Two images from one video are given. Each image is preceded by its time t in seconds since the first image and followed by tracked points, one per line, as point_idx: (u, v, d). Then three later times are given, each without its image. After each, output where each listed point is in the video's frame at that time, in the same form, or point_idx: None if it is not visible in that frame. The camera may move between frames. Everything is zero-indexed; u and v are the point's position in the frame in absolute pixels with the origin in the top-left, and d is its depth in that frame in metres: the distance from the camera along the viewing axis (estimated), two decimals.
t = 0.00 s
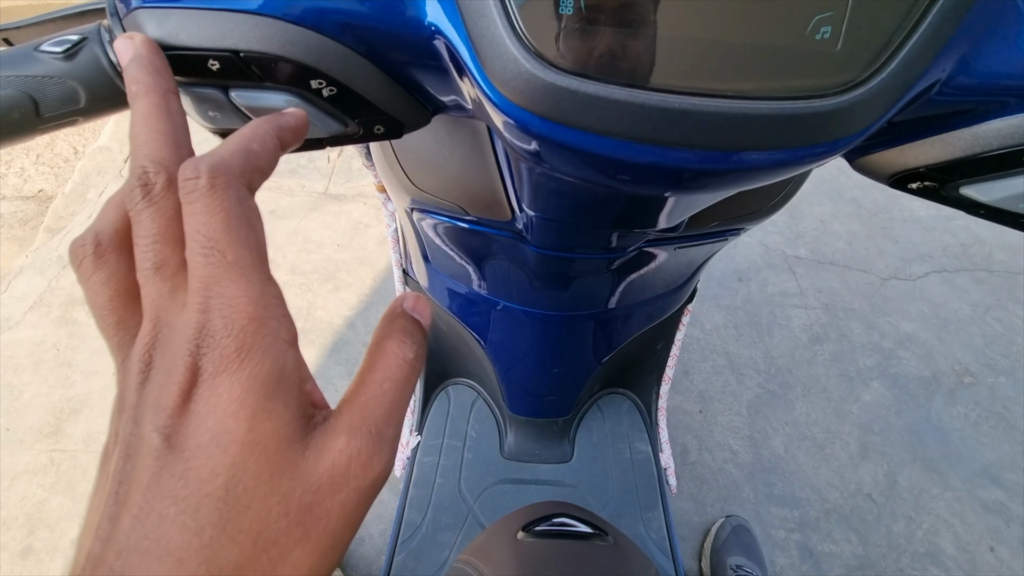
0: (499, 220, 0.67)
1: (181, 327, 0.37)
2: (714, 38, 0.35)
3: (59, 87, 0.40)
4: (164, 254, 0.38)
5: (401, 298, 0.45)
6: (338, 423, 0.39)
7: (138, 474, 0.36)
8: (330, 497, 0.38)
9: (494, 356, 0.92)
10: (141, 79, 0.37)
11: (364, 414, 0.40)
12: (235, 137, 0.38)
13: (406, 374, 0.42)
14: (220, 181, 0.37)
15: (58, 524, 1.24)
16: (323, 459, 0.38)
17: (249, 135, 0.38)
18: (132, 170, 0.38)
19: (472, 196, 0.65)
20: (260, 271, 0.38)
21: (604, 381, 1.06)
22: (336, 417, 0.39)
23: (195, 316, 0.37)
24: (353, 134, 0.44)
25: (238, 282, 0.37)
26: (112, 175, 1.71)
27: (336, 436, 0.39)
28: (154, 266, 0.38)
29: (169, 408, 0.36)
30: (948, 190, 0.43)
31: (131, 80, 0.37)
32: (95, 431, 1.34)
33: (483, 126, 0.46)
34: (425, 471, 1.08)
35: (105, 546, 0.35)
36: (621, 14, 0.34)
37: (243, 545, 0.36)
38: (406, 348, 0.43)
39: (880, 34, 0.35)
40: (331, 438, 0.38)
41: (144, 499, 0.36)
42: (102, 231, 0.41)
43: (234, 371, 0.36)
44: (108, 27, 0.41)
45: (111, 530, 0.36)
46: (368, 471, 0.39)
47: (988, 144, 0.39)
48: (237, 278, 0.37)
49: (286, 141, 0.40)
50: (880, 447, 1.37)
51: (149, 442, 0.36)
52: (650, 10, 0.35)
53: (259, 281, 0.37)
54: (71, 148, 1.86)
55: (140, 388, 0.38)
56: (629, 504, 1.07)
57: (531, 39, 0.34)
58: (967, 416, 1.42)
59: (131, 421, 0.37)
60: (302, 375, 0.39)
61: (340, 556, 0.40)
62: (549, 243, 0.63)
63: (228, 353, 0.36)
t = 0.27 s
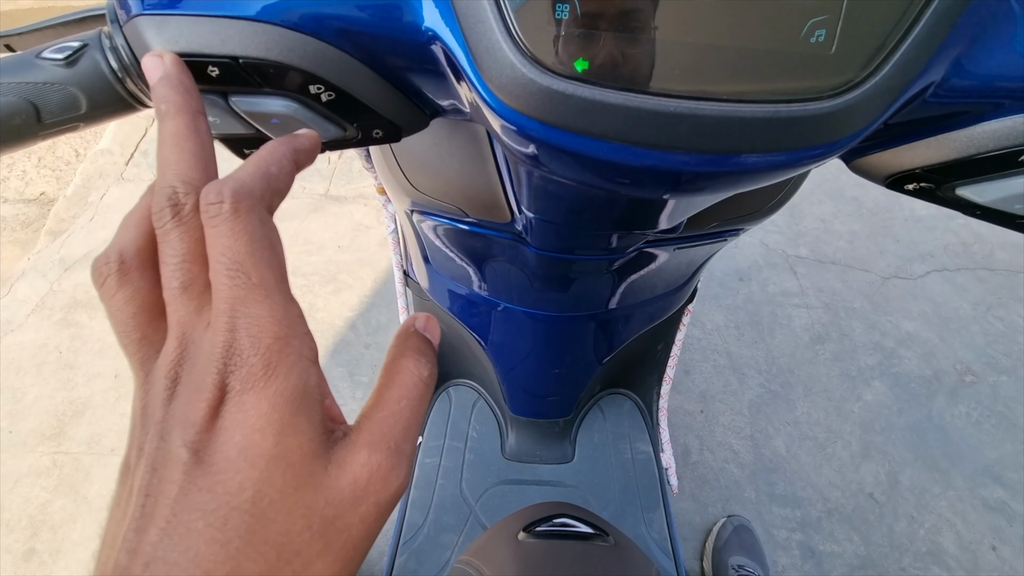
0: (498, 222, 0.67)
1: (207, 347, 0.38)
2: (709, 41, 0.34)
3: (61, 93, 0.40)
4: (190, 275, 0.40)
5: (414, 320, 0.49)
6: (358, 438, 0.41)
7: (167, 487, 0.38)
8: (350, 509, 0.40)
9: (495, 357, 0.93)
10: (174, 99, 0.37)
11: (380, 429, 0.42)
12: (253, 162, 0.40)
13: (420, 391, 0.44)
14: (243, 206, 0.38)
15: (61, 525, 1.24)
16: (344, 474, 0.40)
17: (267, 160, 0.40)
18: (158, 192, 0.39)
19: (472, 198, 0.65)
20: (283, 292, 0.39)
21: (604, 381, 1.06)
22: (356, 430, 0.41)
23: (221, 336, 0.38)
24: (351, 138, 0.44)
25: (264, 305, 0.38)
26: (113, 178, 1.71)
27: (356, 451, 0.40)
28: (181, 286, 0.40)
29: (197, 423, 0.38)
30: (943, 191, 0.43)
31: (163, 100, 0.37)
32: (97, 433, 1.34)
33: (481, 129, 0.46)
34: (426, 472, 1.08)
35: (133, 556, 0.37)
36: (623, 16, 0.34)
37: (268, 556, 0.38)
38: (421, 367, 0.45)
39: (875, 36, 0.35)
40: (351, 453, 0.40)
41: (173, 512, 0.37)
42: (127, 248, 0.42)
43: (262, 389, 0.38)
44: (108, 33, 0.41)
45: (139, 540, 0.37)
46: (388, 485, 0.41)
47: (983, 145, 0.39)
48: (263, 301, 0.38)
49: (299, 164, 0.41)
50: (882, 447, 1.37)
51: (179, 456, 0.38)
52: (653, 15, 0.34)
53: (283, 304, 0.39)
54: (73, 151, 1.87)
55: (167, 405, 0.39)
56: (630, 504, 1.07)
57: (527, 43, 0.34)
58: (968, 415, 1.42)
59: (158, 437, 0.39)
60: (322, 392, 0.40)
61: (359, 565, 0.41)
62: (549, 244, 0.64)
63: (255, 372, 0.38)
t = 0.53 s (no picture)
0: (499, 227, 0.67)
1: (232, 355, 0.39)
2: (706, 55, 0.35)
3: (69, 108, 0.41)
4: (212, 285, 0.40)
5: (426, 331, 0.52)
6: (372, 445, 0.42)
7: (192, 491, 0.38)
8: (365, 514, 0.41)
9: (496, 360, 0.93)
10: (184, 115, 0.38)
11: (393, 436, 0.43)
12: (276, 177, 0.40)
13: (430, 401, 0.46)
14: (268, 223, 0.39)
15: (65, 528, 1.25)
16: (361, 480, 0.41)
17: (289, 176, 0.40)
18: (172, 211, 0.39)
19: (472, 204, 0.66)
20: (305, 303, 0.40)
21: (605, 383, 1.07)
22: (370, 437, 0.42)
23: (247, 344, 0.39)
24: (354, 149, 0.45)
25: (288, 316, 0.39)
26: (115, 181, 1.72)
27: (370, 458, 0.41)
28: (200, 298, 0.40)
29: (221, 428, 0.38)
30: (937, 199, 0.44)
31: (175, 118, 0.38)
32: (100, 436, 1.35)
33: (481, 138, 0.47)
34: (427, 474, 1.08)
35: (157, 554, 0.38)
36: (621, 29, 0.35)
37: (288, 558, 0.38)
38: (432, 378, 0.47)
39: (867, 50, 0.35)
40: (366, 459, 0.41)
41: (196, 513, 0.38)
42: (154, 256, 0.42)
43: (286, 397, 0.39)
44: (116, 48, 0.42)
45: (163, 539, 0.38)
46: (399, 491, 0.42)
47: (977, 155, 0.40)
48: (287, 312, 0.39)
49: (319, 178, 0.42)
50: (882, 447, 1.38)
51: (203, 460, 0.38)
52: (650, 22, 0.35)
53: (306, 315, 0.40)
54: (74, 155, 1.88)
55: (190, 411, 0.39)
56: (631, 506, 1.07)
57: (525, 58, 0.34)
58: (968, 415, 1.42)
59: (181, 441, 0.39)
60: (340, 401, 0.41)
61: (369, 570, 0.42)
62: (549, 249, 0.64)
63: (280, 379, 0.39)
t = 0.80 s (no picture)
0: (498, 228, 0.67)
1: (242, 355, 0.39)
2: (703, 56, 0.35)
3: (66, 112, 0.41)
4: (221, 286, 0.40)
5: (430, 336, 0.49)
6: (378, 445, 0.42)
7: (200, 489, 0.38)
8: (371, 514, 0.40)
9: (496, 360, 0.93)
10: (183, 118, 0.38)
11: (399, 437, 0.43)
12: (286, 180, 0.41)
13: (436, 404, 0.46)
14: (279, 226, 0.39)
15: (65, 530, 1.25)
16: (367, 480, 0.40)
17: (299, 179, 0.41)
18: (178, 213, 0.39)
19: (471, 205, 0.66)
20: (313, 304, 0.40)
21: (605, 383, 1.07)
22: (377, 438, 0.42)
23: (257, 343, 0.39)
24: (352, 150, 0.45)
25: (298, 317, 0.39)
26: (115, 183, 1.72)
27: (376, 458, 0.41)
28: (209, 299, 0.39)
29: (231, 427, 0.38)
30: (936, 199, 0.44)
31: (174, 121, 0.38)
32: (101, 438, 1.35)
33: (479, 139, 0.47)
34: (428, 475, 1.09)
35: (164, 551, 0.38)
36: (619, 27, 0.35)
37: (294, 558, 0.38)
38: (438, 381, 0.47)
39: (864, 50, 0.35)
40: (372, 460, 0.41)
41: (204, 511, 0.38)
42: (163, 257, 0.42)
43: (295, 396, 0.39)
44: (112, 51, 0.42)
45: (171, 536, 0.38)
46: (404, 492, 0.42)
47: (974, 154, 0.40)
48: (297, 313, 0.39)
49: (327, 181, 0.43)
50: (883, 446, 1.38)
51: (212, 459, 0.38)
52: (648, 21, 0.35)
53: (315, 316, 0.40)
54: (75, 157, 1.88)
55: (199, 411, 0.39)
56: (632, 505, 1.07)
57: (522, 59, 0.34)
58: (969, 414, 1.42)
59: (190, 439, 0.39)
60: (348, 401, 0.41)
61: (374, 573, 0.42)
62: (548, 250, 0.64)
63: (289, 378, 0.39)
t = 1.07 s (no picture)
0: (498, 228, 0.67)
1: (227, 350, 0.40)
2: (703, 54, 0.35)
3: (63, 110, 0.41)
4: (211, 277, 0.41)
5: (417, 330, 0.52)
6: (363, 441, 0.43)
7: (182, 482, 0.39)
8: (353, 509, 0.42)
9: (496, 360, 0.93)
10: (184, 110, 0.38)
11: (383, 433, 0.44)
12: (286, 176, 0.42)
13: (422, 399, 0.47)
14: (272, 218, 0.40)
15: (65, 531, 1.25)
16: (349, 476, 0.41)
17: (299, 178, 0.42)
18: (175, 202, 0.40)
19: (470, 204, 0.66)
20: (299, 300, 0.41)
21: (604, 383, 1.07)
22: (360, 434, 0.43)
23: (242, 339, 0.39)
24: (350, 149, 0.45)
25: (282, 312, 0.40)
26: (114, 183, 1.72)
27: (360, 454, 0.42)
28: (197, 290, 0.40)
29: (214, 421, 0.40)
30: (937, 198, 0.44)
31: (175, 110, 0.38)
32: (100, 439, 1.35)
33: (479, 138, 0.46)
34: (428, 475, 1.08)
35: (147, 540, 0.39)
36: (618, 24, 0.35)
37: (272, 549, 0.39)
38: (424, 376, 0.48)
39: (865, 47, 0.35)
40: (356, 456, 0.42)
41: (184, 504, 0.39)
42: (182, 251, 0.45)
43: (277, 393, 0.39)
44: (110, 49, 0.41)
45: (153, 525, 0.40)
46: (389, 488, 0.43)
47: (975, 153, 0.39)
48: (281, 308, 0.40)
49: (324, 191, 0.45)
50: (884, 445, 1.38)
51: (194, 451, 0.39)
52: (647, 18, 0.35)
53: (300, 310, 0.41)
54: (74, 158, 1.88)
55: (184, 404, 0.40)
56: (632, 505, 1.07)
57: (522, 57, 0.34)
58: (970, 413, 1.42)
59: (175, 432, 0.40)
60: (331, 397, 0.42)
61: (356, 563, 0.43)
62: (548, 249, 0.64)
63: (273, 375, 0.39)
